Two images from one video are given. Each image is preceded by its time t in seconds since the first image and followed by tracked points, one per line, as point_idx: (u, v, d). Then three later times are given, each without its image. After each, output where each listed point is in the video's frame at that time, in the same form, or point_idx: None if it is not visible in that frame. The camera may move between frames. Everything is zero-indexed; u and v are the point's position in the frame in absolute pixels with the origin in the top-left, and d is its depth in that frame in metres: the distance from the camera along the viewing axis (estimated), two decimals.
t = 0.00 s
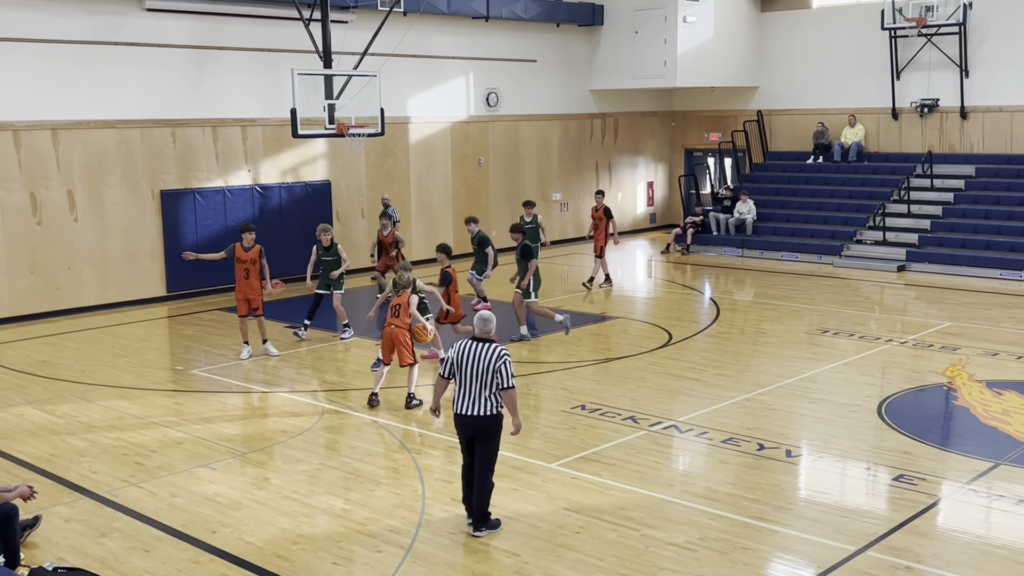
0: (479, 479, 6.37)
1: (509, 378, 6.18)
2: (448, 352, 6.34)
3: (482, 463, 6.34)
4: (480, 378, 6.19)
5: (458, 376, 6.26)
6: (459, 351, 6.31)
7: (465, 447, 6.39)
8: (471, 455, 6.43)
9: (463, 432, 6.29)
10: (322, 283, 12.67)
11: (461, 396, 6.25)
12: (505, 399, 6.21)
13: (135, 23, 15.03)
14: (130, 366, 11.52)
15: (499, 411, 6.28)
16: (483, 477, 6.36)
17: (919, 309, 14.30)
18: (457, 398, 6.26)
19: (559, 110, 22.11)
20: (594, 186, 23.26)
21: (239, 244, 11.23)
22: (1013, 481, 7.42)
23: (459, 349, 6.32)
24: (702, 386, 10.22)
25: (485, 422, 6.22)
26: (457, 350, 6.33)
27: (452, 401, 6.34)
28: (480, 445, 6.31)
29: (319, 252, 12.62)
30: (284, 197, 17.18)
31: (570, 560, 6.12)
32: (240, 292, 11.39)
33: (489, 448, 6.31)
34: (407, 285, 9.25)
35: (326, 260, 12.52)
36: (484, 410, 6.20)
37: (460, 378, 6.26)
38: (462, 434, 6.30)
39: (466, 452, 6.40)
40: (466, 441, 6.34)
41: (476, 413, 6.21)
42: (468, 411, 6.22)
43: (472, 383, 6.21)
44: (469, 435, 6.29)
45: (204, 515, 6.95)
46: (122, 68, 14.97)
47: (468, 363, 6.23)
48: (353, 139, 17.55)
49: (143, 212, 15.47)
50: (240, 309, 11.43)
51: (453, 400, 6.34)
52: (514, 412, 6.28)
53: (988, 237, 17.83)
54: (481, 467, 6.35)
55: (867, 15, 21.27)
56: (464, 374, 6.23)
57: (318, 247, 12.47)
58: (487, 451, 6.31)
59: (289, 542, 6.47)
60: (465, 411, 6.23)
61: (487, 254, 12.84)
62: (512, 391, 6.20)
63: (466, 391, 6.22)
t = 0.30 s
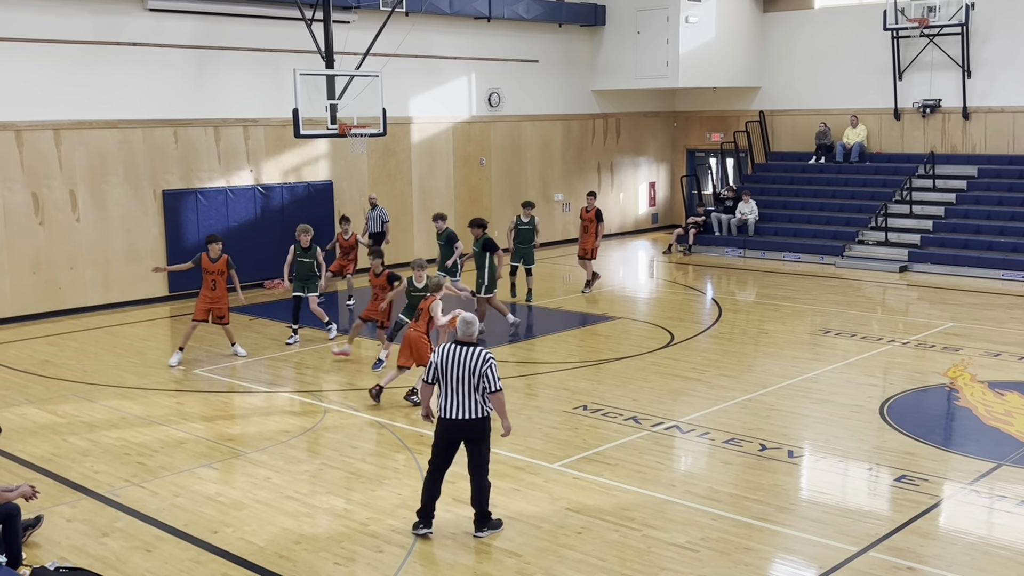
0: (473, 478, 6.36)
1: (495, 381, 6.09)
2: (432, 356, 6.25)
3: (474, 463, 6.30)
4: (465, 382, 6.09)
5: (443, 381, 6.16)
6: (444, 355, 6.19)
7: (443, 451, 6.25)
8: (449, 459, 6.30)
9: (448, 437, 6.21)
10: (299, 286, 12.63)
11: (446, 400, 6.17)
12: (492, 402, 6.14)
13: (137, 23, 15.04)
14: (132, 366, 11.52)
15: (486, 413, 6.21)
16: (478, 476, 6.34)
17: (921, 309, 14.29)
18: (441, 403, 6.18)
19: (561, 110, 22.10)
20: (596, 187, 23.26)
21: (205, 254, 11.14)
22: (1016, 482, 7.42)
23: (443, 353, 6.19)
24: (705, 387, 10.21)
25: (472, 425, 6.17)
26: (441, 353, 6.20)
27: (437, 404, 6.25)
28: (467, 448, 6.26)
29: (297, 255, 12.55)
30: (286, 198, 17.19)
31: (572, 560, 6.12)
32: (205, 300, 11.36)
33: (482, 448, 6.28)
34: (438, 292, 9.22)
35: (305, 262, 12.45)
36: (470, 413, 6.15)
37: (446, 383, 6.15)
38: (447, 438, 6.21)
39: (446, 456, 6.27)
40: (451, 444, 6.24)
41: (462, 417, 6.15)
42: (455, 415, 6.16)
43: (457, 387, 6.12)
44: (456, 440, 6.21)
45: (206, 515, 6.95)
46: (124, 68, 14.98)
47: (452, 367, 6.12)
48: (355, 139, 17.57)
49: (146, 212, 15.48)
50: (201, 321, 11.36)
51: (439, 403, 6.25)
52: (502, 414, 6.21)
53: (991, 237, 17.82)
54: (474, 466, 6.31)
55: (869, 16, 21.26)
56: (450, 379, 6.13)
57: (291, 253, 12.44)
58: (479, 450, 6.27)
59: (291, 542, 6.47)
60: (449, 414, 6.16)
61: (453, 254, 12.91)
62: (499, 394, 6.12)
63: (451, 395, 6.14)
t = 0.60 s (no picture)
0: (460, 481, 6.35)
1: (474, 384, 6.14)
2: (408, 360, 6.21)
3: (457, 465, 6.30)
4: (444, 385, 6.10)
5: (420, 384, 6.15)
6: (420, 359, 6.17)
7: (424, 453, 6.26)
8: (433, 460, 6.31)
9: (427, 440, 6.20)
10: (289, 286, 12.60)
11: (423, 403, 6.16)
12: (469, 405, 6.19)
13: (137, 24, 15.04)
14: (132, 367, 11.52)
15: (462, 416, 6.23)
16: (464, 478, 6.33)
17: (920, 310, 14.29)
18: (419, 406, 6.16)
19: (560, 111, 22.10)
20: (596, 187, 23.26)
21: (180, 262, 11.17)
22: (1015, 482, 7.42)
23: (420, 356, 6.18)
24: (704, 387, 10.22)
25: (450, 428, 6.17)
26: (418, 357, 6.18)
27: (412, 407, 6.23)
28: (446, 451, 6.25)
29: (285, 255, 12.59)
30: (286, 198, 17.18)
31: (571, 561, 6.11)
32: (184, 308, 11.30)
33: (461, 452, 6.24)
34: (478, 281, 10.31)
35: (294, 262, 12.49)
36: (449, 416, 6.15)
37: (424, 385, 6.14)
38: (426, 440, 6.21)
39: (430, 459, 6.28)
40: (432, 447, 6.24)
41: (442, 419, 6.15)
42: (433, 418, 6.15)
43: (436, 390, 6.12)
44: (435, 442, 6.21)
45: (206, 516, 6.95)
46: (124, 69, 14.98)
47: (431, 370, 6.11)
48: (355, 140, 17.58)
49: (145, 213, 15.47)
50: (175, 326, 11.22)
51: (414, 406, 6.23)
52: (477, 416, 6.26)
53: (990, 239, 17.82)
54: (459, 468, 6.30)
55: (869, 17, 21.27)
56: (429, 382, 6.12)
57: (285, 254, 12.42)
58: (460, 454, 6.25)
59: (290, 542, 6.47)
60: (429, 417, 6.16)
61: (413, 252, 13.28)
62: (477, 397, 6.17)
63: (430, 398, 6.13)
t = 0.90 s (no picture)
0: (450, 481, 6.39)
1: (460, 383, 6.18)
2: (391, 363, 6.21)
3: (447, 465, 6.34)
4: (431, 386, 6.12)
5: (407, 386, 6.16)
6: (405, 361, 6.18)
7: (415, 456, 6.27)
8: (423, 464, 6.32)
9: (417, 441, 6.22)
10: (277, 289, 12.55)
11: (410, 405, 6.17)
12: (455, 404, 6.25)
13: (135, 25, 15.03)
14: (129, 368, 11.52)
15: (449, 416, 6.27)
16: (453, 478, 6.38)
17: (918, 311, 14.30)
18: (406, 408, 6.17)
19: (558, 112, 22.11)
20: (594, 188, 23.27)
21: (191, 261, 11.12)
22: (1012, 483, 7.44)
23: (404, 359, 6.19)
24: (702, 388, 10.23)
25: (439, 428, 6.20)
26: (401, 359, 6.19)
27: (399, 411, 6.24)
28: (435, 452, 6.27)
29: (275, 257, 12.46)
30: (284, 199, 17.17)
31: (569, 562, 6.11)
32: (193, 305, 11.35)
33: (450, 452, 6.27)
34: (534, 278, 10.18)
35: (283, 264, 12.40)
36: (437, 417, 6.18)
37: (410, 387, 6.15)
38: (416, 442, 6.23)
39: (421, 462, 6.29)
40: (422, 449, 6.26)
41: (430, 421, 6.17)
42: (422, 419, 6.17)
43: (423, 391, 6.13)
44: (424, 443, 6.23)
45: (203, 517, 6.95)
46: (122, 70, 14.98)
47: (417, 372, 6.12)
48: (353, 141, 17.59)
49: (142, 213, 15.47)
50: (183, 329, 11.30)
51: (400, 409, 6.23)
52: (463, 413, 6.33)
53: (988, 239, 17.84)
54: (448, 468, 6.33)
55: (866, 18, 21.29)
56: (415, 384, 6.13)
57: (274, 258, 12.34)
58: (449, 454, 6.28)
59: (288, 543, 6.47)
60: (417, 419, 6.17)
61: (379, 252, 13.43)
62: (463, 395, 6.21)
63: (417, 400, 6.15)
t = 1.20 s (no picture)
0: (446, 482, 6.43)
1: (454, 381, 6.17)
2: (385, 367, 6.21)
3: (444, 468, 6.37)
4: (425, 388, 6.12)
5: (402, 389, 6.16)
6: (398, 363, 6.18)
7: (414, 459, 6.28)
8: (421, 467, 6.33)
9: (414, 443, 6.23)
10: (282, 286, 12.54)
11: (407, 408, 6.18)
12: (451, 403, 6.22)
13: (131, 26, 15.02)
14: (126, 369, 11.50)
15: (445, 416, 6.27)
16: (449, 478, 6.41)
17: (915, 312, 14.32)
18: (402, 411, 6.19)
19: (555, 113, 22.11)
20: (590, 189, 23.28)
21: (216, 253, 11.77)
22: (1008, 483, 7.45)
23: (397, 361, 6.18)
24: (699, 389, 10.23)
25: (436, 429, 6.22)
26: (395, 362, 6.19)
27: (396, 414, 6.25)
28: (432, 452, 6.29)
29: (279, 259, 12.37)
30: (281, 200, 17.16)
31: (566, 563, 6.11)
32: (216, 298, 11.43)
33: (447, 453, 6.32)
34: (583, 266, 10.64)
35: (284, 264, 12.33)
36: (433, 418, 6.19)
37: (404, 389, 6.16)
38: (414, 444, 6.24)
39: (418, 464, 6.30)
40: (420, 451, 6.28)
41: (426, 422, 6.18)
42: (418, 421, 6.18)
43: (417, 393, 6.13)
44: (422, 445, 6.25)
45: (200, 519, 6.94)
46: (119, 72, 14.97)
47: (409, 374, 6.12)
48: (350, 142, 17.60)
49: (138, 215, 15.44)
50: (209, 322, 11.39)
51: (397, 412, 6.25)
52: (461, 413, 6.30)
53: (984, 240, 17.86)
54: (444, 468, 6.37)
55: (863, 19, 21.32)
56: (408, 386, 6.14)
57: (281, 254, 12.26)
58: (446, 455, 6.33)
59: (284, 545, 6.46)
60: (412, 420, 6.18)
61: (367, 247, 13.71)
62: (457, 394, 6.20)
63: (412, 402, 6.15)
